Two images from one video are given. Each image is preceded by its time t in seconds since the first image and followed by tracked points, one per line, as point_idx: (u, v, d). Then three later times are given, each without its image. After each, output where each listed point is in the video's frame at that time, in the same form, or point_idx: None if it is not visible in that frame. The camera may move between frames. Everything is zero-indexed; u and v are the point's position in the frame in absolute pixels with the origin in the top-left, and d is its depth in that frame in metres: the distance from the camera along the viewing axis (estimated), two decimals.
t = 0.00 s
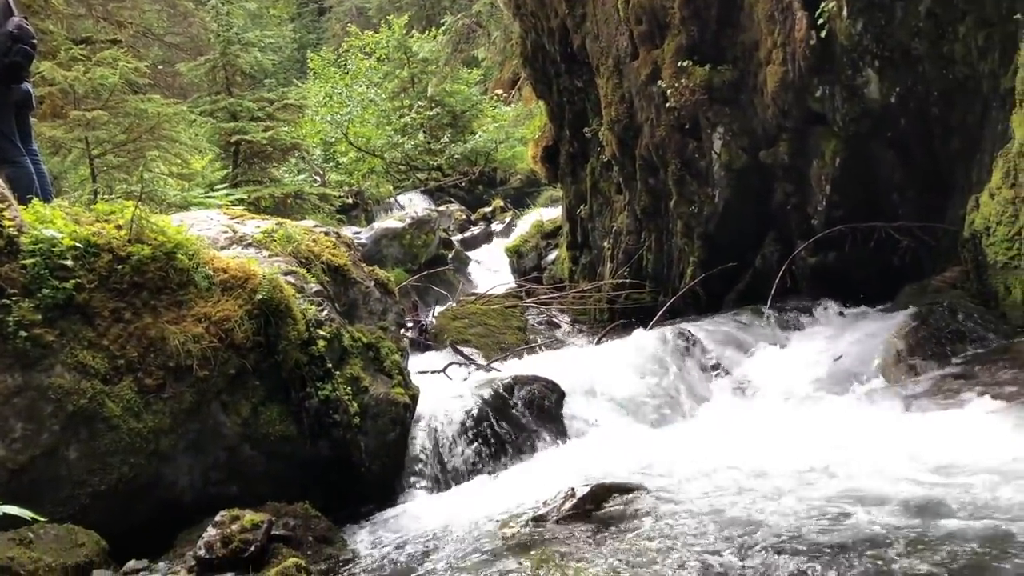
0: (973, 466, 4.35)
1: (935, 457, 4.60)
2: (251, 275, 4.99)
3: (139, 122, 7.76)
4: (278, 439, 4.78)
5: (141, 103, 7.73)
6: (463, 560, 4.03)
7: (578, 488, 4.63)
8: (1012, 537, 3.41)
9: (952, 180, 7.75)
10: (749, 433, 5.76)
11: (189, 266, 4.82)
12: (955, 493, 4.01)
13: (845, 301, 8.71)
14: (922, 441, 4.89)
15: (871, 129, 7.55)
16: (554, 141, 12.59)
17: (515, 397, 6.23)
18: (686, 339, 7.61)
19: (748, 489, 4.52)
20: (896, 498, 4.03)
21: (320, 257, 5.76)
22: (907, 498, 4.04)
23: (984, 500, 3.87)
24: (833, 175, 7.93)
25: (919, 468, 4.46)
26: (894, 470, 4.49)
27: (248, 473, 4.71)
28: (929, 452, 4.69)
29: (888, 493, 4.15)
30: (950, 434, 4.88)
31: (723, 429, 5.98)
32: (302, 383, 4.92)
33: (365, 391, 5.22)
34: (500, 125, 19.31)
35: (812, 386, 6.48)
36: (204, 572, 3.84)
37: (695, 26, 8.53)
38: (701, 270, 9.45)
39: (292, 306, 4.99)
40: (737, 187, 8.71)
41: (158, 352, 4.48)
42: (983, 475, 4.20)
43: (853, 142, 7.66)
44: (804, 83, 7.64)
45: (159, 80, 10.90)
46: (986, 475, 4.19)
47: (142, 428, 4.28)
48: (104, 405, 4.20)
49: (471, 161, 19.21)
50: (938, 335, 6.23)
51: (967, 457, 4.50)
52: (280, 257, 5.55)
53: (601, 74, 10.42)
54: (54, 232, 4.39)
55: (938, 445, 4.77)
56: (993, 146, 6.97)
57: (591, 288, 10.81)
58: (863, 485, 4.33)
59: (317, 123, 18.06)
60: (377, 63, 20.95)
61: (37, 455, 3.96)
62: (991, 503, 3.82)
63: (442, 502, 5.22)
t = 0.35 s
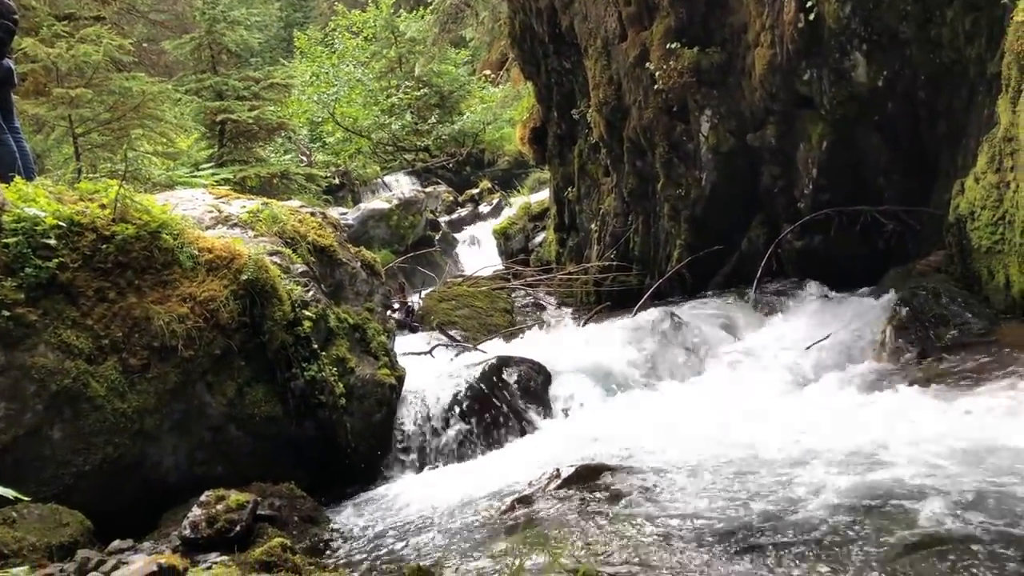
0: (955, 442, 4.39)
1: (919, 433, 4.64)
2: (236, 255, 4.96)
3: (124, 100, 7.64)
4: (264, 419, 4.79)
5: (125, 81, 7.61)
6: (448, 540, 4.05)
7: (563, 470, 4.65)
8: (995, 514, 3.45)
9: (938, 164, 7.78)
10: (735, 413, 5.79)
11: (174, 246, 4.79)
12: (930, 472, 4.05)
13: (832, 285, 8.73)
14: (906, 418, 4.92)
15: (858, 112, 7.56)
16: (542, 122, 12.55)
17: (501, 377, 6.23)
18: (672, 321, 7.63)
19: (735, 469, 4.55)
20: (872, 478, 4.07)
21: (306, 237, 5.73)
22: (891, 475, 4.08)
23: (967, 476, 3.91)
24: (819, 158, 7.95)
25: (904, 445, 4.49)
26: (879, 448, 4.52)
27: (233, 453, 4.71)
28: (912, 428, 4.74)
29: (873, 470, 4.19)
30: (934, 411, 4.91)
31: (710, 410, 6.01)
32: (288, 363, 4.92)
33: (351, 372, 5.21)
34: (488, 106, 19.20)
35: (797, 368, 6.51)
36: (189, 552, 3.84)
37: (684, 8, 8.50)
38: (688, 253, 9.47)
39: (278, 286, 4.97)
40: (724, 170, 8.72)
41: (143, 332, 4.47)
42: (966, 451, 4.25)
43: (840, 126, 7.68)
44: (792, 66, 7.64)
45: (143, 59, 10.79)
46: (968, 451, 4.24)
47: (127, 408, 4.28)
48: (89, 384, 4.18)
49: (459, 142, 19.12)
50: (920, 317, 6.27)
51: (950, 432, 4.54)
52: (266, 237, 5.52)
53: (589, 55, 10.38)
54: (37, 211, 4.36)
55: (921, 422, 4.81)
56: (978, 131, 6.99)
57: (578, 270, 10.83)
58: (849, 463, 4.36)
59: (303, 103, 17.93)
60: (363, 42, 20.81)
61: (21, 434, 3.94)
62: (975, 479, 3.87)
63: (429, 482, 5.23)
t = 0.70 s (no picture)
0: (945, 428, 4.42)
1: (909, 419, 4.67)
2: (227, 238, 4.94)
3: (113, 82, 7.53)
4: (255, 403, 4.79)
5: (115, 62, 7.57)
6: (439, 523, 4.07)
7: (553, 454, 4.67)
8: (985, 499, 3.48)
9: (929, 152, 7.80)
10: (726, 399, 5.82)
11: (164, 229, 4.77)
12: (925, 458, 4.06)
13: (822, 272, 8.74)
14: (897, 405, 4.95)
15: (851, 98, 7.56)
16: (534, 106, 12.51)
17: (492, 362, 6.24)
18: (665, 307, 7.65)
19: (727, 454, 4.57)
20: (870, 465, 4.07)
21: (298, 221, 5.72)
22: (883, 461, 4.10)
23: (957, 461, 3.94)
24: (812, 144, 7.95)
25: (896, 431, 4.52)
26: (871, 434, 4.55)
27: (225, 437, 4.72)
28: (903, 415, 4.77)
29: (862, 456, 4.21)
30: (924, 397, 4.95)
31: (700, 396, 6.04)
32: (279, 347, 4.91)
33: (342, 356, 5.21)
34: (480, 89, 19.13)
35: (787, 355, 6.53)
36: (181, 534, 3.84)
37: None
38: (679, 239, 9.49)
39: (269, 270, 4.95)
40: (717, 155, 8.72)
41: (133, 316, 4.45)
42: (956, 437, 4.28)
43: (833, 112, 7.69)
44: (786, 52, 7.63)
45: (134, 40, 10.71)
46: (957, 436, 4.27)
47: (118, 391, 4.27)
48: (80, 367, 4.17)
49: (452, 125, 18.96)
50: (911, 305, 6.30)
51: (941, 418, 4.57)
52: (257, 220, 5.50)
53: (583, 39, 10.34)
54: (26, 192, 4.32)
55: (912, 408, 4.84)
56: (970, 117, 7.00)
57: (570, 255, 10.84)
58: (841, 448, 4.39)
59: (295, 85, 17.80)
60: (356, 25, 20.70)
61: (12, 416, 3.94)
62: (965, 464, 3.90)
63: (419, 466, 5.24)
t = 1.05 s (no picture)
0: (934, 412, 4.44)
1: (899, 404, 4.68)
2: (217, 219, 4.93)
3: (103, 61, 7.40)
4: (246, 385, 4.79)
5: (104, 42, 7.42)
6: (430, 504, 4.08)
7: (544, 435, 4.68)
8: (973, 481, 3.51)
9: (921, 135, 7.80)
10: (717, 382, 5.83)
11: (154, 210, 4.75)
12: (907, 441, 4.09)
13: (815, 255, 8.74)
14: (887, 389, 4.97)
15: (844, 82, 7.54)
16: (527, 89, 12.48)
17: (482, 343, 6.23)
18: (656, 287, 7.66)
19: (716, 437, 4.58)
20: (850, 449, 4.10)
21: (288, 203, 5.70)
22: (872, 445, 4.12)
23: (946, 445, 3.96)
24: (804, 127, 7.95)
25: (881, 415, 4.55)
26: (861, 417, 4.57)
27: (215, 418, 4.72)
28: (892, 399, 4.79)
29: (848, 439, 4.24)
30: (914, 381, 4.96)
31: (691, 379, 6.05)
32: (270, 329, 4.90)
33: (333, 338, 5.21)
34: (473, 71, 19.04)
35: (777, 337, 6.56)
36: (172, 516, 3.84)
37: None
38: (671, 222, 9.48)
39: (260, 251, 4.93)
40: (709, 137, 8.71)
41: (124, 297, 4.44)
42: (945, 421, 4.30)
43: (826, 95, 7.68)
44: (779, 34, 7.61)
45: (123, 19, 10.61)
46: (946, 420, 4.29)
47: (109, 373, 4.27)
48: (70, 348, 4.16)
49: (443, 108, 19.02)
50: (900, 289, 6.33)
51: (930, 403, 4.59)
52: (247, 201, 5.48)
53: (576, 21, 10.30)
54: (15, 172, 4.29)
55: (901, 392, 4.86)
56: (962, 101, 7.01)
57: (562, 238, 10.83)
58: (831, 432, 4.41)
59: (286, 66, 17.59)
60: (348, 6, 20.59)
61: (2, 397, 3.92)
62: (954, 448, 3.92)
63: (410, 448, 5.25)
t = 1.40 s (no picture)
0: (916, 388, 4.48)
1: (882, 380, 4.72)
2: (200, 197, 4.89)
3: (84, 35, 7.03)
4: (231, 363, 4.77)
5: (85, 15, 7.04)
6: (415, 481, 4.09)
7: (529, 413, 4.70)
8: (952, 456, 3.55)
9: (907, 114, 7.83)
10: (701, 360, 5.86)
11: (136, 186, 4.70)
12: (892, 419, 4.12)
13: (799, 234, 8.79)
14: (870, 366, 5.00)
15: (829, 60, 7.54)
16: (513, 66, 12.42)
17: (470, 321, 6.23)
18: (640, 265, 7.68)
19: (701, 414, 4.61)
20: (835, 426, 4.12)
21: (272, 180, 5.66)
22: (854, 422, 4.15)
23: (924, 422, 3.99)
24: (790, 106, 7.95)
25: (864, 393, 4.57)
26: (844, 395, 4.59)
27: (199, 396, 4.71)
28: (875, 376, 4.82)
29: (832, 417, 4.26)
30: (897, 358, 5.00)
31: (675, 357, 6.08)
32: (254, 307, 4.88)
33: (317, 316, 5.19)
34: (458, 48, 18.92)
35: (762, 317, 6.59)
36: (155, 493, 3.83)
37: None
38: (657, 201, 9.48)
39: (243, 229, 4.90)
40: (695, 116, 8.70)
41: (106, 275, 4.41)
42: (926, 397, 4.33)
43: (812, 74, 7.67)
44: (765, 13, 7.60)
45: None
46: (928, 395, 4.32)
47: (92, 350, 4.25)
48: (52, 326, 4.14)
49: (428, 84, 18.95)
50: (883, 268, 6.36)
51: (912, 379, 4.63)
52: (231, 178, 5.44)
53: None
54: None
55: (884, 369, 4.89)
56: (946, 81, 7.03)
57: (548, 217, 10.82)
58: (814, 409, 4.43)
59: (271, 41, 17.18)
60: None
61: None
62: (934, 424, 3.95)
63: (395, 425, 5.26)
